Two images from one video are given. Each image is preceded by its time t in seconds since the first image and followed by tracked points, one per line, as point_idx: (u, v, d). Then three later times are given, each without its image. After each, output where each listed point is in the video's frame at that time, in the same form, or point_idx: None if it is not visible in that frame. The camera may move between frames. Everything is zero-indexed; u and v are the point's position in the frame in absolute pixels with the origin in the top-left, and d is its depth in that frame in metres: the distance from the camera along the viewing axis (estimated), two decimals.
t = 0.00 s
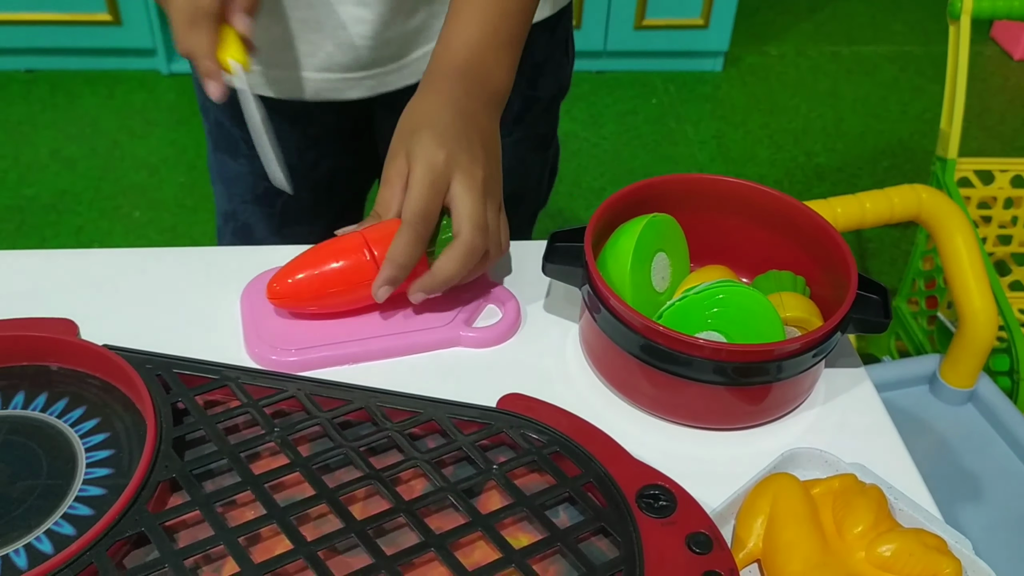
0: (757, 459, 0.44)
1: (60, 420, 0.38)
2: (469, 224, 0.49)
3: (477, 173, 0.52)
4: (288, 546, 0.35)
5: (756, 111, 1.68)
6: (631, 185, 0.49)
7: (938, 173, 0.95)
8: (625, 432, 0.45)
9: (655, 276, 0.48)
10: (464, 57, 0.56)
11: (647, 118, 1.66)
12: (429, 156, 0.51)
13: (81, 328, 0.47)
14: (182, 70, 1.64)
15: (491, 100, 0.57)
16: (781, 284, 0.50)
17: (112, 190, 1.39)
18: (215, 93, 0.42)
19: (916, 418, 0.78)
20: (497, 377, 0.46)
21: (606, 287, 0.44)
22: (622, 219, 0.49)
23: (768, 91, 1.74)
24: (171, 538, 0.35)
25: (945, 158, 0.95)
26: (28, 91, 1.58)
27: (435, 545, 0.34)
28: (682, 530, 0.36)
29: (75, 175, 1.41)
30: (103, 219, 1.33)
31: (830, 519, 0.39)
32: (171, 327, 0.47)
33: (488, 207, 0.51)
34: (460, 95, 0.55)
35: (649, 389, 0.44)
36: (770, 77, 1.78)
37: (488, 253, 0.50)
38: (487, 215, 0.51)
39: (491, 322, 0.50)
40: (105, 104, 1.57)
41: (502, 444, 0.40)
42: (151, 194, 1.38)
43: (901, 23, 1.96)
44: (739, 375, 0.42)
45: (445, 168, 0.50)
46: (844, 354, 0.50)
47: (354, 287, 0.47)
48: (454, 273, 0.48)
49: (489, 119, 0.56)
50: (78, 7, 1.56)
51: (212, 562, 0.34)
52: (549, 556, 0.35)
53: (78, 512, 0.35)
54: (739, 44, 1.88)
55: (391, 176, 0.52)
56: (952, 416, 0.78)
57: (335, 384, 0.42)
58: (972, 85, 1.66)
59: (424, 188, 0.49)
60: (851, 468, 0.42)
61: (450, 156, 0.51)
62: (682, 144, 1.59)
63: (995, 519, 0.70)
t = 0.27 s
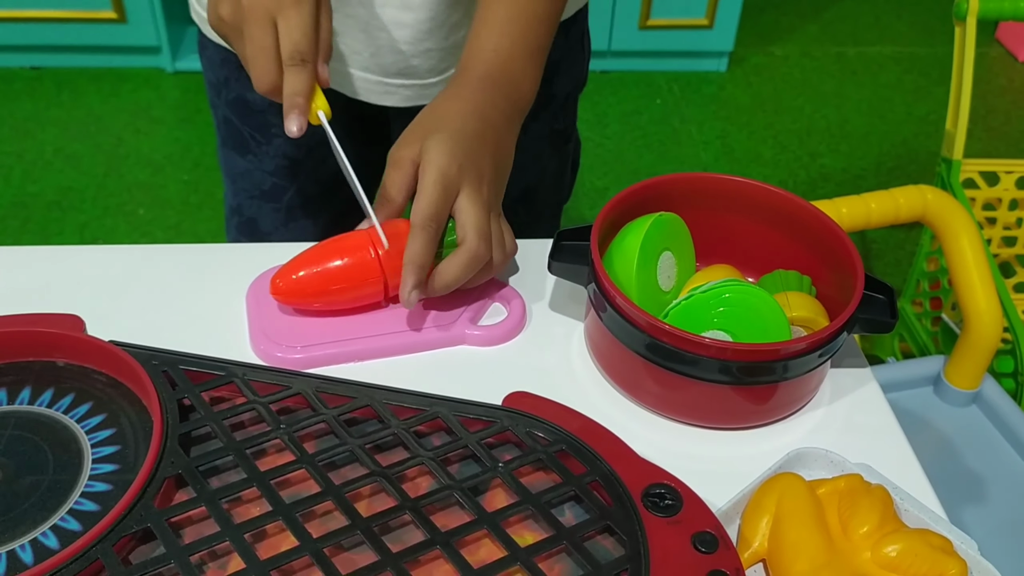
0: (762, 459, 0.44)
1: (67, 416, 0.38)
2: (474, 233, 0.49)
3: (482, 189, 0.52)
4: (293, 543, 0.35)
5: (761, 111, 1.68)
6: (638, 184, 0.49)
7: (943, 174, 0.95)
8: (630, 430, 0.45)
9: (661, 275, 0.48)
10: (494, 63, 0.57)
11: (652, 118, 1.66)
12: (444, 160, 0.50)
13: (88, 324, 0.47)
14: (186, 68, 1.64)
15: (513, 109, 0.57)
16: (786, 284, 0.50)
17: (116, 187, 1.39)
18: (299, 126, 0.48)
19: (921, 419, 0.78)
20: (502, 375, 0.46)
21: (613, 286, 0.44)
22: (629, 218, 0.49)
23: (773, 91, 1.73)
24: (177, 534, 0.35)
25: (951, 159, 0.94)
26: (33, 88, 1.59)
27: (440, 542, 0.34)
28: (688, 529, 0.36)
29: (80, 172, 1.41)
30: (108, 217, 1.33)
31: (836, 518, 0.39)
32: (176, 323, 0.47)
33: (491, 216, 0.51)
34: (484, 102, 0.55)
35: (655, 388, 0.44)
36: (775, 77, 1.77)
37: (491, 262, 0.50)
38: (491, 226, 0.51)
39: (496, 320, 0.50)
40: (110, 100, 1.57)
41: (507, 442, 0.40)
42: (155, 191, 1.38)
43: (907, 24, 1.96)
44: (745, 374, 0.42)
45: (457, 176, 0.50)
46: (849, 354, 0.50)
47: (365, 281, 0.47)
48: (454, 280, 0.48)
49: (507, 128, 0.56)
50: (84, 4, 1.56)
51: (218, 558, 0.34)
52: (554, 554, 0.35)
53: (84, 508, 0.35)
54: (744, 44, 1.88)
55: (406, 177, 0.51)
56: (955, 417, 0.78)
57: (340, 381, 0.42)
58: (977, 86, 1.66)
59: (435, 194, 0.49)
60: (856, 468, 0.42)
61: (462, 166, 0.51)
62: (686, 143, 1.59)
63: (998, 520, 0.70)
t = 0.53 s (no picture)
0: (763, 463, 0.44)
1: (69, 418, 0.39)
2: (480, 240, 0.49)
3: (486, 200, 0.52)
4: (295, 546, 0.35)
5: (763, 113, 1.68)
6: (639, 187, 0.49)
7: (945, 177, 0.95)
8: (631, 434, 0.45)
9: (662, 278, 0.48)
10: (505, 65, 0.57)
11: (654, 119, 1.66)
12: (444, 172, 0.51)
13: (91, 326, 0.47)
14: (189, 68, 1.64)
15: (520, 110, 0.57)
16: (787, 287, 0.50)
17: (119, 186, 1.39)
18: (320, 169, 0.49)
19: (922, 422, 0.78)
20: (504, 378, 0.46)
21: (615, 289, 0.44)
22: (630, 221, 0.50)
23: (775, 93, 1.73)
24: (179, 536, 0.35)
25: (953, 162, 0.94)
26: (36, 87, 1.59)
27: (441, 545, 0.35)
28: (689, 534, 0.36)
29: (83, 171, 1.41)
30: (110, 216, 1.34)
31: (837, 523, 0.39)
32: (179, 325, 0.48)
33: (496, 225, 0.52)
34: (488, 106, 0.55)
35: (655, 391, 0.45)
36: (777, 79, 1.77)
37: (499, 270, 0.50)
38: (497, 234, 0.51)
39: (498, 324, 0.50)
40: (113, 100, 1.57)
41: (508, 445, 0.40)
42: (158, 191, 1.39)
43: (909, 26, 1.96)
44: (746, 379, 0.42)
45: (459, 186, 0.51)
46: (850, 358, 0.50)
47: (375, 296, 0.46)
48: (465, 288, 0.48)
49: (513, 134, 0.57)
50: (87, 3, 1.56)
51: (220, 560, 0.34)
52: (555, 558, 0.35)
53: (87, 510, 0.35)
54: (747, 45, 1.88)
55: (416, 194, 0.52)
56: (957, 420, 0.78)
57: (342, 384, 0.42)
58: (980, 89, 1.66)
59: (441, 206, 0.50)
60: (857, 473, 0.42)
61: (462, 176, 0.51)
62: (688, 145, 1.59)
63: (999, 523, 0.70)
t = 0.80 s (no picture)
0: (770, 464, 0.44)
1: (76, 417, 0.39)
2: (476, 243, 0.49)
3: (478, 195, 0.52)
4: (301, 546, 0.35)
5: (768, 114, 1.68)
6: (644, 189, 0.49)
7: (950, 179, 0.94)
8: (637, 435, 0.45)
9: (668, 280, 0.48)
10: (477, 64, 0.57)
11: (658, 120, 1.66)
12: (429, 180, 0.51)
13: (98, 326, 0.47)
14: (193, 69, 1.65)
15: (501, 102, 0.57)
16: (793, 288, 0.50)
17: (124, 187, 1.40)
18: (326, 195, 0.49)
19: (927, 424, 0.78)
20: (510, 379, 0.46)
21: (621, 291, 0.44)
22: (636, 223, 0.50)
23: (780, 95, 1.73)
24: (186, 536, 0.35)
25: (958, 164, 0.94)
26: (41, 88, 1.59)
27: (448, 546, 0.35)
28: (695, 535, 0.36)
29: (88, 172, 1.42)
30: (115, 217, 1.34)
31: (843, 525, 0.39)
32: (185, 325, 0.48)
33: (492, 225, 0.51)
34: (468, 104, 0.55)
35: (661, 393, 0.45)
36: (781, 81, 1.77)
37: (499, 272, 0.50)
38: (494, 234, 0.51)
39: (505, 325, 0.50)
40: (118, 100, 1.57)
41: (515, 446, 0.40)
42: (163, 192, 1.39)
43: (914, 27, 1.95)
44: (752, 380, 0.42)
45: (447, 188, 0.51)
46: (856, 359, 0.50)
47: (382, 308, 0.46)
48: (469, 288, 0.48)
49: (496, 130, 0.56)
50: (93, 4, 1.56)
51: (227, 560, 0.35)
52: (562, 558, 0.35)
53: (94, 509, 0.35)
54: (752, 47, 1.88)
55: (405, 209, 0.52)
56: (962, 422, 0.78)
57: (348, 384, 0.42)
58: (985, 91, 1.66)
59: (435, 211, 0.49)
60: (863, 474, 0.42)
61: (450, 179, 0.51)
62: (692, 146, 1.59)
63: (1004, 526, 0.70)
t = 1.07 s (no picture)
0: (775, 468, 0.44)
1: (82, 418, 0.39)
2: (481, 247, 0.49)
3: (481, 199, 0.52)
4: (306, 548, 0.35)
5: (772, 116, 1.68)
6: (650, 192, 0.49)
7: (955, 181, 0.94)
8: (642, 438, 0.45)
9: (673, 283, 0.48)
10: (476, 66, 0.57)
11: (663, 122, 1.66)
12: (431, 186, 0.51)
13: (104, 327, 0.47)
14: (199, 70, 1.65)
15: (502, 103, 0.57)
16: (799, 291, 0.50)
17: (129, 188, 1.40)
18: (336, 222, 0.49)
19: (932, 427, 0.78)
20: (515, 382, 0.46)
21: (626, 294, 0.44)
22: (641, 226, 0.49)
23: (784, 96, 1.73)
24: (191, 537, 0.35)
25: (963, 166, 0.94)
26: (47, 89, 1.60)
27: (453, 548, 0.35)
28: (701, 538, 0.36)
29: (93, 173, 1.42)
30: (120, 218, 1.34)
31: (849, 529, 0.39)
32: (190, 326, 0.48)
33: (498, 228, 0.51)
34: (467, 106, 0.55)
35: (667, 396, 0.44)
36: (786, 83, 1.77)
37: (505, 276, 0.50)
38: (499, 237, 0.51)
39: (511, 329, 0.50)
40: (123, 101, 1.58)
41: (520, 449, 0.40)
42: (167, 193, 1.39)
43: (918, 29, 1.95)
44: (758, 383, 0.42)
45: (449, 193, 0.50)
46: (862, 362, 0.50)
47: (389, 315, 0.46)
48: (475, 294, 0.48)
49: (496, 128, 0.56)
50: (98, 5, 1.57)
51: (232, 562, 0.35)
52: (567, 561, 0.35)
53: (99, 511, 0.35)
54: (756, 49, 1.88)
55: (409, 215, 0.52)
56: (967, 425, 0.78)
57: (353, 386, 0.42)
58: (990, 93, 1.65)
59: (438, 217, 0.49)
60: (869, 478, 0.42)
61: (451, 183, 0.51)
62: (696, 148, 1.59)
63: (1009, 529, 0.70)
